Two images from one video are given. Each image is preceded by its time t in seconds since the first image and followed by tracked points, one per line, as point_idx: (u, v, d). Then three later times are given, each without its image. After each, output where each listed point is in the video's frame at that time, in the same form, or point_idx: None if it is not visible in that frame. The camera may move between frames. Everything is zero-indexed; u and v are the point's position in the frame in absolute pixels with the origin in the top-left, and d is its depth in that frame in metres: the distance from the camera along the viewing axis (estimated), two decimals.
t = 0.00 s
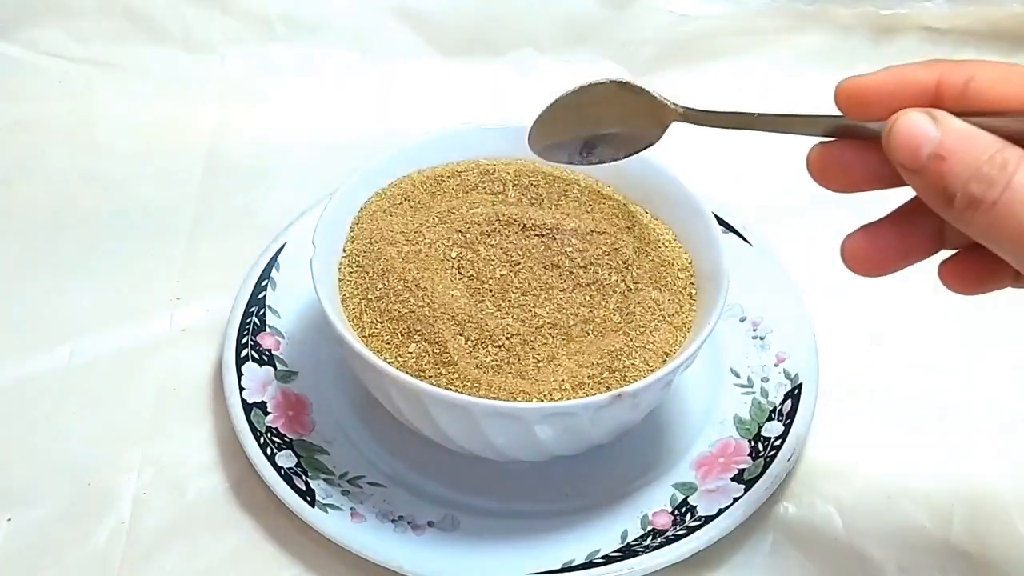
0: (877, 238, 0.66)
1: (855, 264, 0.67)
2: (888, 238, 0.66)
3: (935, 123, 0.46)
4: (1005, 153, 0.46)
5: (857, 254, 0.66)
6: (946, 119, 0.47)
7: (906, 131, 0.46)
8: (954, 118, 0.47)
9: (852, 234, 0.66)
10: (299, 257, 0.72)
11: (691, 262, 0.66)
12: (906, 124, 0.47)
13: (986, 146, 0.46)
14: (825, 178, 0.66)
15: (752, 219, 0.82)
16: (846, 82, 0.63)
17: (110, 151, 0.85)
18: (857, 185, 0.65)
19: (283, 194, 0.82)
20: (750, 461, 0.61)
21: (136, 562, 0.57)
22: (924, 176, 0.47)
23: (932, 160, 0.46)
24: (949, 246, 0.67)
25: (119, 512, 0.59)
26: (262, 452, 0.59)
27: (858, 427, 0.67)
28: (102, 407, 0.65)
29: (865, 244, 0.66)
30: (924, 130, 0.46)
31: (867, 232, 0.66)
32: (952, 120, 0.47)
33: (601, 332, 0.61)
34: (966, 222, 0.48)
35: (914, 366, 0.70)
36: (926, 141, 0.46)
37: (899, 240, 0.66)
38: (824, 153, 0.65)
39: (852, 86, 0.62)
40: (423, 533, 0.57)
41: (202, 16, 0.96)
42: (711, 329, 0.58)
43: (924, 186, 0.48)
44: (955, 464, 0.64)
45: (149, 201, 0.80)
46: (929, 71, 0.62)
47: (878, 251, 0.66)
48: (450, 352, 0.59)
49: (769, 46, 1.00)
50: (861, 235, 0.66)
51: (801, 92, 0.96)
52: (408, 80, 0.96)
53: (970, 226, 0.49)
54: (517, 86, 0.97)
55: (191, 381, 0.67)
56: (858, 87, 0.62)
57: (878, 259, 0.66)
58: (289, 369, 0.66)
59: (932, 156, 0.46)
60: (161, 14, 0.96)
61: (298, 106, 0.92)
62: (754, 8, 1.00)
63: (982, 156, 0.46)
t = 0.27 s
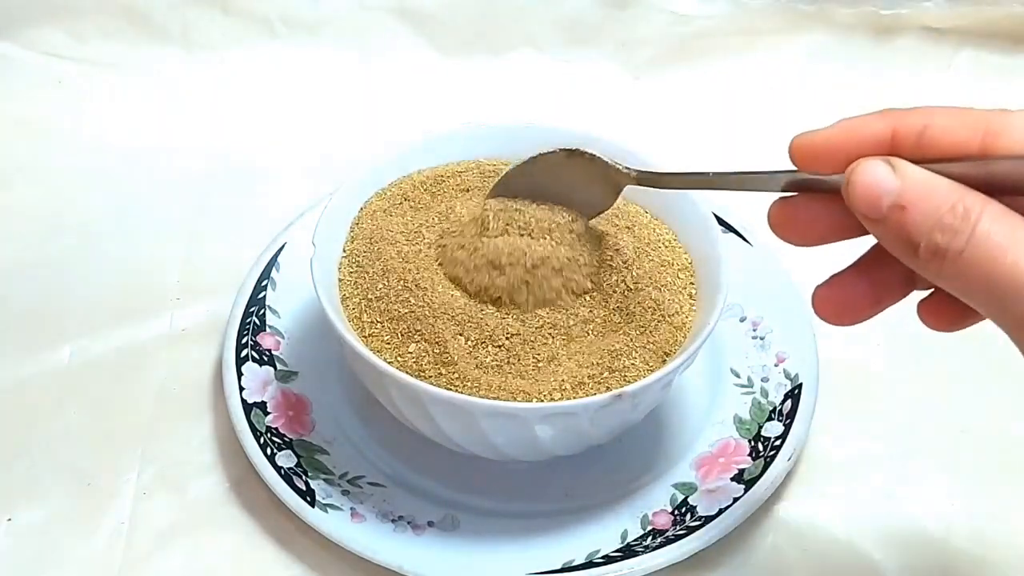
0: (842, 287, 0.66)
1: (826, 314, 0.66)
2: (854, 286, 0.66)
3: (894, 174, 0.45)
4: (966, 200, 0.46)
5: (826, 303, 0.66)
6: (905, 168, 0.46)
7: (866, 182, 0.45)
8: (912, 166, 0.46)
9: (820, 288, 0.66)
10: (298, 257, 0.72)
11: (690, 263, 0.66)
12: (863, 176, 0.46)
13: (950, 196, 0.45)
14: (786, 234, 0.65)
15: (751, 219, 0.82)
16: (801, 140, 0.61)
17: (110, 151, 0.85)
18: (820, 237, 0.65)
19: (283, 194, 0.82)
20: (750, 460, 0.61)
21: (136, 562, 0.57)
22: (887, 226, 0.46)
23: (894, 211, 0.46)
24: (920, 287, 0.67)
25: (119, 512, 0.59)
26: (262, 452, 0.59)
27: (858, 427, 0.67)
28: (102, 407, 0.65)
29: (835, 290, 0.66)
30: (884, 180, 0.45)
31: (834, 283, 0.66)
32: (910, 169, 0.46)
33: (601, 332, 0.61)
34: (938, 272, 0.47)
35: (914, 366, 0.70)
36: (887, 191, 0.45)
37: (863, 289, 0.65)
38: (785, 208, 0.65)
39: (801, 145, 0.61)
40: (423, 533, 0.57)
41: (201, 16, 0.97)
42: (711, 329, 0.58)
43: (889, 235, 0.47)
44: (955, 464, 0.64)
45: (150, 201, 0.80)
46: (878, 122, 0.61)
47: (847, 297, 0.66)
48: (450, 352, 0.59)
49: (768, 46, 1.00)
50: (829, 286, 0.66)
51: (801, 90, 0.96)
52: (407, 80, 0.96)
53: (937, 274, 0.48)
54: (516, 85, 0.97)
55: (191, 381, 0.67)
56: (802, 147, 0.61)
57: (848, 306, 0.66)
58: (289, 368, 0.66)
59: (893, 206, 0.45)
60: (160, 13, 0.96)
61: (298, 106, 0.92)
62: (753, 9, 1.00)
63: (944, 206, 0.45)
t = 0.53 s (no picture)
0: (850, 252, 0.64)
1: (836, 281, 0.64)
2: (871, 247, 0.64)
3: (935, 118, 0.44)
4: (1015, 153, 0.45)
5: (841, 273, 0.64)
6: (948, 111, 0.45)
7: (911, 118, 0.44)
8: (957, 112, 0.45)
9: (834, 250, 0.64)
10: (299, 257, 0.72)
11: (690, 263, 0.66)
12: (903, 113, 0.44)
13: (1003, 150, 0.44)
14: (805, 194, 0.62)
15: (751, 220, 0.82)
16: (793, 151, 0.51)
17: (110, 151, 0.85)
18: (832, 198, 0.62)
19: (282, 194, 0.82)
20: (750, 460, 0.61)
21: (136, 562, 0.57)
22: (921, 175, 0.45)
23: (930, 158, 0.44)
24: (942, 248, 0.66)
25: (119, 512, 0.59)
26: (262, 452, 0.59)
27: (859, 427, 0.67)
28: (102, 407, 0.65)
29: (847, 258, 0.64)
30: (925, 121, 0.44)
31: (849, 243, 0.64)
32: (954, 115, 0.44)
33: (601, 332, 0.61)
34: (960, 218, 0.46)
35: (914, 366, 0.71)
36: (929, 133, 0.44)
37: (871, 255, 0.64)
38: (803, 164, 0.61)
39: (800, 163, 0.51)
40: (422, 533, 0.57)
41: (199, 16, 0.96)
42: (711, 329, 0.58)
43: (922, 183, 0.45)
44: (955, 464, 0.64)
45: (149, 201, 0.81)
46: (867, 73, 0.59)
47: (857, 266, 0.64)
48: (450, 352, 0.59)
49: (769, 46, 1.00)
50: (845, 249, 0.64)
51: (801, 92, 0.96)
52: (409, 80, 0.96)
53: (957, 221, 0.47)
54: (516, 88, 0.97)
55: (191, 381, 0.67)
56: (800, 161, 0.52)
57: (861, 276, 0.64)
58: (289, 369, 0.66)
59: (930, 153, 0.44)
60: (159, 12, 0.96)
61: (298, 105, 0.92)
62: (755, 8, 1.00)
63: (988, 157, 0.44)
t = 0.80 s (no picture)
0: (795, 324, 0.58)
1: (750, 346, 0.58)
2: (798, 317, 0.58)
3: (835, 164, 0.46)
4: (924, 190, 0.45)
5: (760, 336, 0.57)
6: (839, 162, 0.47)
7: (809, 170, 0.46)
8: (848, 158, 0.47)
9: (757, 310, 0.58)
10: (299, 257, 0.72)
11: (691, 262, 0.66)
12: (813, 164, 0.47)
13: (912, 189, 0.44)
14: (721, 282, 0.57)
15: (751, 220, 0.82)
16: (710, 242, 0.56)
17: (109, 151, 0.85)
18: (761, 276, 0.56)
19: (282, 194, 0.82)
20: (750, 460, 0.61)
21: (136, 562, 0.57)
22: (820, 211, 0.46)
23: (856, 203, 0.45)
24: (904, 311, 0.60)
25: (119, 512, 0.59)
26: (262, 452, 0.59)
27: (859, 427, 0.67)
28: (101, 407, 0.65)
29: (777, 323, 0.57)
30: (822, 168, 0.46)
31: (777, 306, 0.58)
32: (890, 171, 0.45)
33: (601, 332, 0.61)
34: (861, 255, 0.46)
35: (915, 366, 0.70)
36: (825, 177, 0.46)
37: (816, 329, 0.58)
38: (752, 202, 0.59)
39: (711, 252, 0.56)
40: (423, 533, 0.57)
41: (200, 16, 0.96)
42: (711, 329, 0.58)
43: (826, 223, 0.46)
44: (955, 464, 0.64)
45: (149, 201, 0.80)
46: (832, 130, 0.61)
47: (786, 334, 0.57)
48: (450, 353, 0.59)
49: (769, 46, 1.00)
50: (768, 311, 0.57)
51: (800, 91, 0.96)
52: (409, 79, 0.96)
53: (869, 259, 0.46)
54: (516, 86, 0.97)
55: (191, 381, 0.67)
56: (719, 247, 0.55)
57: (785, 343, 0.57)
58: (289, 369, 0.66)
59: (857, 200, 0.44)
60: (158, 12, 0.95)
61: (299, 105, 0.92)
62: (754, 9, 1.00)
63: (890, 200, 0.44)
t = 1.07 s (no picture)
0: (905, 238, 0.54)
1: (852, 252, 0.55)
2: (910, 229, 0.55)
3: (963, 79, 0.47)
4: None
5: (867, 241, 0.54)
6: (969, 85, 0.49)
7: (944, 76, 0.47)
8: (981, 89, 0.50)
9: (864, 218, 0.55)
10: (298, 257, 0.72)
11: (691, 263, 0.66)
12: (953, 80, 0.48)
13: None
14: (827, 190, 0.53)
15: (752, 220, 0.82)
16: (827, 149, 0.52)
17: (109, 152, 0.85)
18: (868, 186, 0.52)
19: (281, 195, 0.82)
20: (750, 460, 0.61)
21: (136, 562, 0.57)
22: (941, 118, 0.47)
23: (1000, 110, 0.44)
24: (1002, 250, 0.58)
25: (119, 512, 0.59)
26: (262, 452, 0.59)
27: (859, 427, 0.67)
28: (101, 407, 0.65)
29: (885, 237, 0.54)
30: (947, 81, 0.47)
31: (885, 217, 0.55)
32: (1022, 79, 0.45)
33: (601, 332, 0.61)
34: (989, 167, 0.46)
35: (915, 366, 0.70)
36: (950, 88, 0.47)
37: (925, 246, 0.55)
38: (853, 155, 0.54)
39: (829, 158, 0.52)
40: (422, 533, 0.57)
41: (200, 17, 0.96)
42: (711, 328, 0.58)
43: (946, 131, 0.46)
44: (956, 464, 0.64)
45: (149, 201, 0.80)
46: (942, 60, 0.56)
47: (896, 244, 0.54)
48: (450, 352, 0.59)
49: (769, 46, 1.00)
50: (879, 220, 0.54)
51: (800, 91, 0.96)
52: (410, 80, 0.96)
53: (988, 167, 0.46)
54: (516, 87, 0.97)
55: (191, 381, 0.67)
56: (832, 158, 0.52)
57: (886, 257, 0.54)
58: (289, 369, 0.66)
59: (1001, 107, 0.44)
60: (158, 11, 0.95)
61: (299, 104, 0.92)
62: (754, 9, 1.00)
63: None
